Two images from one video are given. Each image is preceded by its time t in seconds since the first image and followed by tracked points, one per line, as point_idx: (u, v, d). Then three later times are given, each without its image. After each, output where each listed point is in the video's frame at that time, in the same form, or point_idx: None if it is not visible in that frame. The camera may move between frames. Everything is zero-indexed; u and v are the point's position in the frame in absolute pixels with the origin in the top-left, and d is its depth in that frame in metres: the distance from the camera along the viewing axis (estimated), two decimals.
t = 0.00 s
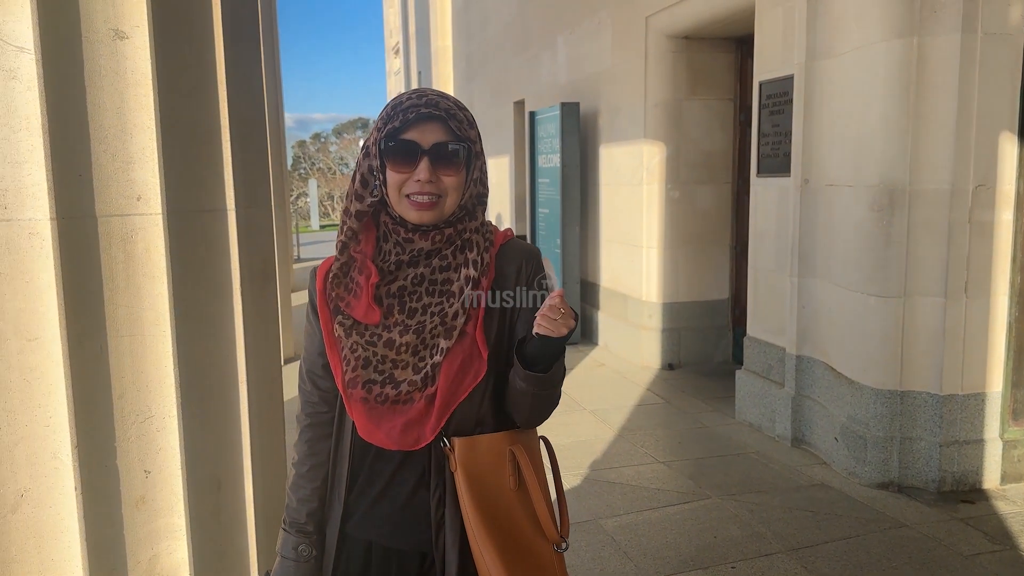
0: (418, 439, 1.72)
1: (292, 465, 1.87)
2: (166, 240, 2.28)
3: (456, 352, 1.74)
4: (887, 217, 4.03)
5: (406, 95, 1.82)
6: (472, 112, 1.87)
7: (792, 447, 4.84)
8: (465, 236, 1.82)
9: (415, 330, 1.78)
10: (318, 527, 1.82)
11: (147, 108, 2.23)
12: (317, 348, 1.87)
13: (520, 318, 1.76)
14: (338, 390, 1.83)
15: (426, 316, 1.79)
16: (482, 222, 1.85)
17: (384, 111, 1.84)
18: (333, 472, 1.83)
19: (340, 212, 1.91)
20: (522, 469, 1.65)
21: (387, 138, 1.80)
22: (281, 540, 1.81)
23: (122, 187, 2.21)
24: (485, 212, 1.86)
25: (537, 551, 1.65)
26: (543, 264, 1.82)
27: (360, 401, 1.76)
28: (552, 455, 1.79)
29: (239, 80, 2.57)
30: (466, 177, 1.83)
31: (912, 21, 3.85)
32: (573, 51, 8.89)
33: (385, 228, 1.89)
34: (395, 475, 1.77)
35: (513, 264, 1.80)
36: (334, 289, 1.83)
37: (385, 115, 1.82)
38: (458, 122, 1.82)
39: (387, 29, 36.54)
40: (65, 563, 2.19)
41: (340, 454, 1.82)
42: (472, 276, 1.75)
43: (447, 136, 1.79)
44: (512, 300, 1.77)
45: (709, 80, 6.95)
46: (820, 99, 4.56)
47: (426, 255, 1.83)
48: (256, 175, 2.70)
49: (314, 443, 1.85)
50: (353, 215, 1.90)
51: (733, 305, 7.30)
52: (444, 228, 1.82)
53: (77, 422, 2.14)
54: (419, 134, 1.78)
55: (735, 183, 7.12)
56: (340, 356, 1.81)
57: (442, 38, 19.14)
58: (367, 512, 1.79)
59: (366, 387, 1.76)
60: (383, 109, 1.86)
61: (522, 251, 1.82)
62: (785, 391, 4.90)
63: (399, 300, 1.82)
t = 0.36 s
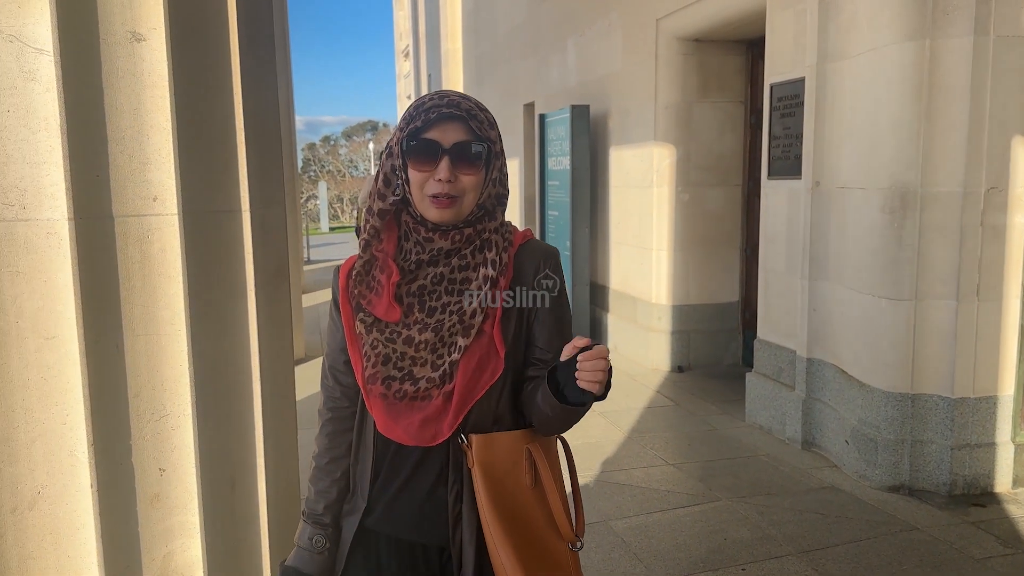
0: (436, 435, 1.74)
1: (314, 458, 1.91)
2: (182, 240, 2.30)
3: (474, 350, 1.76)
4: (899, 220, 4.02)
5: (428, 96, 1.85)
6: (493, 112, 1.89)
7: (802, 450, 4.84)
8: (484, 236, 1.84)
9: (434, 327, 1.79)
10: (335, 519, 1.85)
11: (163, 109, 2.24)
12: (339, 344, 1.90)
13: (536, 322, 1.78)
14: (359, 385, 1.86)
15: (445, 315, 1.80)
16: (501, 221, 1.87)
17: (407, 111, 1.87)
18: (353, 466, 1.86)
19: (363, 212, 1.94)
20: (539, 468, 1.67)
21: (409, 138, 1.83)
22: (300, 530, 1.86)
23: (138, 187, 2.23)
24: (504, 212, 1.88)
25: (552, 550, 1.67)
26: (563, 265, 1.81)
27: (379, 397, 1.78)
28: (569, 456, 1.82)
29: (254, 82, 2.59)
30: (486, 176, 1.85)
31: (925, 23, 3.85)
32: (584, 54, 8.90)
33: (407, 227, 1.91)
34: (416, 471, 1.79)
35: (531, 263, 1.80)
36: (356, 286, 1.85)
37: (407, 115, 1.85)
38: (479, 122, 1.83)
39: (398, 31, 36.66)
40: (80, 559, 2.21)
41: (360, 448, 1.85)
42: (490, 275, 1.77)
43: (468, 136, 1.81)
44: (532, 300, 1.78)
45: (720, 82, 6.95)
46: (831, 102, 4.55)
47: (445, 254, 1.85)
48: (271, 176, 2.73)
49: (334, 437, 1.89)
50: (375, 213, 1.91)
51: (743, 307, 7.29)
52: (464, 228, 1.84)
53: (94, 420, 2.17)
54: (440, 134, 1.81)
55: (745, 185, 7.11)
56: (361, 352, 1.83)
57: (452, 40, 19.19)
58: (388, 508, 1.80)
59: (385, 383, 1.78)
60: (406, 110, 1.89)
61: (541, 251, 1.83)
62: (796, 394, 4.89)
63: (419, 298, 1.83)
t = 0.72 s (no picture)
0: (446, 432, 1.76)
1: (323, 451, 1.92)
2: (192, 241, 2.32)
3: (485, 349, 1.78)
4: (906, 223, 4.01)
5: (440, 96, 1.86)
6: (504, 112, 1.90)
7: (809, 452, 4.83)
8: (496, 236, 1.86)
9: (445, 327, 1.80)
10: (340, 512, 1.86)
11: (175, 111, 2.27)
12: (351, 341, 1.90)
13: (540, 322, 1.81)
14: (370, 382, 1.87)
15: (457, 314, 1.80)
16: (513, 222, 1.90)
17: (419, 111, 1.88)
18: (363, 461, 1.87)
19: (376, 210, 1.93)
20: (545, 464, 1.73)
21: (422, 139, 1.84)
22: (306, 522, 1.87)
23: (150, 188, 2.26)
24: (514, 212, 1.92)
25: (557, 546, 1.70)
26: (570, 266, 1.86)
27: (390, 394, 1.79)
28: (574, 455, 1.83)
29: (264, 84, 2.61)
30: (497, 176, 1.86)
31: (932, 26, 3.85)
32: (590, 56, 8.92)
33: (420, 226, 1.92)
34: (425, 468, 1.80)
35: (540, 263, 1.83)
36: (369, 284, 1.86)
37: (419, 115, 1.86)
38: (490, 122, 1.84)
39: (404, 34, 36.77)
40: (91, 556, 2.23)
41: (371, 444, 1.86)
42: (502, 275, 1.79)
43: (480, 137, 1.82)
44: (541, 298, 1.81)
45: (727, 84, 6.96)
46: (838, 103, 4.55)
47: (457, 253, 1.86)
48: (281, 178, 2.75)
49: (344, 432, 1.88)
50: (387, 214, 1.90)
51: (749, 310, 7.29)
52: (476, 228, 1.85)
53: (105, 419, 2.19)
54: (452, 135, 1.82)
55: (752, 187, 7.11)
56: (373, 350, 1.84)
57: (459, 42, 19.24)
58: (395, 504, 1.81)
59: (397, 381, 1.79)
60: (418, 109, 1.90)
61: (551, 251, 1.86)
62: (803, 396, 4.89)
63: (431, 297, 1.84)
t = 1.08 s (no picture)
0: (450, 433, 1.77)
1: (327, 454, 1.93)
2: (194, 241, 2.33)
3: (486, 350, 1.78)
4: (908, 224, 4.01)
5: (431, 99, 1.85)
6: (497, 111, 1.89)
7: (811, 453, 4.83)
8: (494, 236, 1.86)
9: (445, 329, 1.80)
10: (346, 516, 1.88)
11: (177, 111, 2.27)
12: (352, 344, 1.91)
13: (539, 322, 1.81)
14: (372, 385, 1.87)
15: (457, 316, 1.80)
16: (511, 221, 1.89)
17: (410, 115, 1.88)
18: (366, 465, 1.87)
19: (372, 215, 1.92)
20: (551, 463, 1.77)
21: (414, 142, 1.84)
22: (313, 527, 1.90)
23: (152, 188, 2.26)
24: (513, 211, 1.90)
25: (564, 546, 1.72)
26: (568, 263, 1.86)
27: (393, 396, 1.80)
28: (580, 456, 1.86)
29: (267, 84, 2.62)
30: (493, 175, 1.86)
31: (935, 27, 3.84)
32: (594, 56, 8.91)
33: (417, 228, 1.91)
34: (431, 470, 1.81)
35: (539, 263, 1.83)
36: (368, 288, 1.86)
37: (411, 120, 1.86)
38: (482, 123, 1.84)
39: (409, 34, 36.85)
40: (93, 554, 2.24)
41: (372, 447, 1.86)
42: (501, 276, 1.79)
43: (473, 137, 1.83)
44: (541, 298, 1.81)
45: (731, 85, 6.95)
46: (841, 104, 4.54)
47: (456, 255, 1.86)
48: (283, 178, 2.75)
49: (348, 436, 1.90)
50: (383, 218, 1.89)
51: (752, 311, 7.28)
52: (474, 228, 1.85)
53: (107, 417, 2.20)
54: (444, 138, 1.82)
55: (755, 188, 7.10)
56: (374, 354, 1.84)
57: (463, 43, 19.25)
58: (401, 507, 1.83)
59: (399, 383, 1.79)
60: (409, 113, 1.89)
61: (549, 249, 1.86)
62: (805, 397, 4.88)
63: (431, 299, 1.83)
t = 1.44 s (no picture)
0: (464, 433, 1.77)
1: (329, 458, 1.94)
2: (201, 240, 2.34)
3: (501, 348, 1.78)
4: (915, 224, 4.00)
5: (442, 87, 1.87)
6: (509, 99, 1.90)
7: (816, 454, 4.82)
8: (507, 231, 1.85)
9: (460, 326, 1.79)
10: (349, 521, 1.89)
11: (184, 110, 2.28)
12: (358, 344, 1.91)
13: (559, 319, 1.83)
14: (381, 385, 1.88)
15: (472, 313, 1.79)
16: (522, 215, 1.88)
17: (421, 104, 1.89)
18: (370, 468, 1.89)
19: (382, 210, 1.93)
20: (562, 471, 1.69)
21: (427, 128, 1.84)
22: (316, 533, 1.91)
23: (159, 186, 2.27)
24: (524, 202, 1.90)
25: (571, 550, 1.70)
26: (582, 263, 1.87)
27: (405, 397, 1.80)
28: (588, 455, 1.82)
29: (274, 84, 2.63)
30: (506, 162, 1.85)
31: (942, 28, 3.83)
32: (599, 56, 8.91)
33: (428, 224, 1.90)
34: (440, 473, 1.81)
35: (555, 258, 1.83)
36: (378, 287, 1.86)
37: (422, 108, 1.87)
38: (495, 108, 1.84)
39: (414, 34, 36.84)
40: (99, 551, 2.25)
41: (377, 450, 1.87)
42: (517, 271, 1.78)
43: (485, 121, 1.82)
44: (542, 299, 1.82)
45: (736, 85, 6.94)
46: (847, 104, 4.53)
47: (469, 250, 1.85)
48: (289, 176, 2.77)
49: (351, 439, 1.91)
50: (394, 211, 1.91)
51: (757, 311, 7.27)
52: (488, 222, 1.85)
53: (114, 414, 2.21)
54: (458, 121, 1.82)
55: (761, 189, 7.09)
56: (385, 354, 1.84)
57: (468, 42, 19.27)
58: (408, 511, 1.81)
59: (412, 384, 1.80)
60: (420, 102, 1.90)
61: (564, 246, 1.85)
62: (810, 398, 4.87)
63: (443, 296, 1.82)
